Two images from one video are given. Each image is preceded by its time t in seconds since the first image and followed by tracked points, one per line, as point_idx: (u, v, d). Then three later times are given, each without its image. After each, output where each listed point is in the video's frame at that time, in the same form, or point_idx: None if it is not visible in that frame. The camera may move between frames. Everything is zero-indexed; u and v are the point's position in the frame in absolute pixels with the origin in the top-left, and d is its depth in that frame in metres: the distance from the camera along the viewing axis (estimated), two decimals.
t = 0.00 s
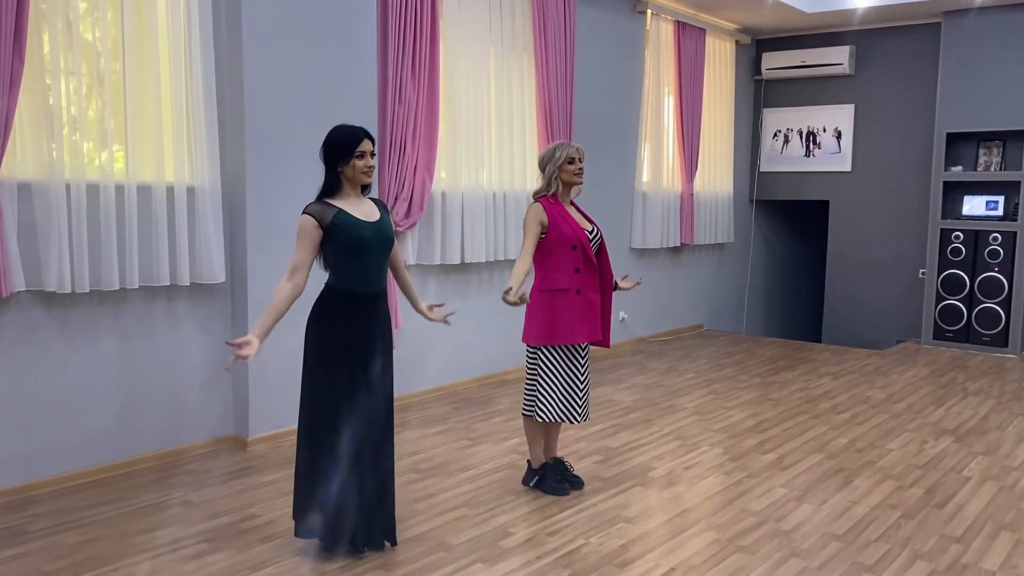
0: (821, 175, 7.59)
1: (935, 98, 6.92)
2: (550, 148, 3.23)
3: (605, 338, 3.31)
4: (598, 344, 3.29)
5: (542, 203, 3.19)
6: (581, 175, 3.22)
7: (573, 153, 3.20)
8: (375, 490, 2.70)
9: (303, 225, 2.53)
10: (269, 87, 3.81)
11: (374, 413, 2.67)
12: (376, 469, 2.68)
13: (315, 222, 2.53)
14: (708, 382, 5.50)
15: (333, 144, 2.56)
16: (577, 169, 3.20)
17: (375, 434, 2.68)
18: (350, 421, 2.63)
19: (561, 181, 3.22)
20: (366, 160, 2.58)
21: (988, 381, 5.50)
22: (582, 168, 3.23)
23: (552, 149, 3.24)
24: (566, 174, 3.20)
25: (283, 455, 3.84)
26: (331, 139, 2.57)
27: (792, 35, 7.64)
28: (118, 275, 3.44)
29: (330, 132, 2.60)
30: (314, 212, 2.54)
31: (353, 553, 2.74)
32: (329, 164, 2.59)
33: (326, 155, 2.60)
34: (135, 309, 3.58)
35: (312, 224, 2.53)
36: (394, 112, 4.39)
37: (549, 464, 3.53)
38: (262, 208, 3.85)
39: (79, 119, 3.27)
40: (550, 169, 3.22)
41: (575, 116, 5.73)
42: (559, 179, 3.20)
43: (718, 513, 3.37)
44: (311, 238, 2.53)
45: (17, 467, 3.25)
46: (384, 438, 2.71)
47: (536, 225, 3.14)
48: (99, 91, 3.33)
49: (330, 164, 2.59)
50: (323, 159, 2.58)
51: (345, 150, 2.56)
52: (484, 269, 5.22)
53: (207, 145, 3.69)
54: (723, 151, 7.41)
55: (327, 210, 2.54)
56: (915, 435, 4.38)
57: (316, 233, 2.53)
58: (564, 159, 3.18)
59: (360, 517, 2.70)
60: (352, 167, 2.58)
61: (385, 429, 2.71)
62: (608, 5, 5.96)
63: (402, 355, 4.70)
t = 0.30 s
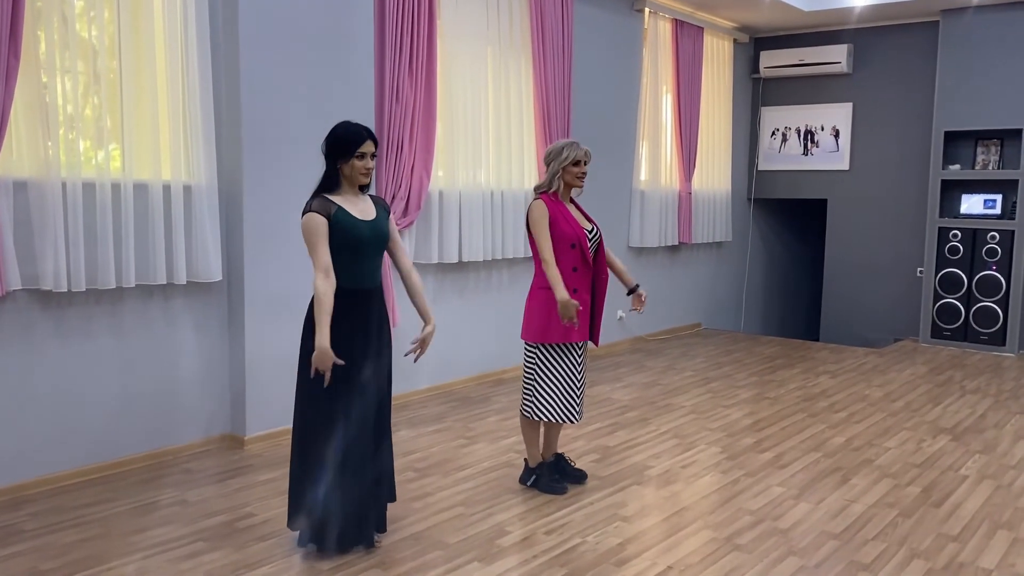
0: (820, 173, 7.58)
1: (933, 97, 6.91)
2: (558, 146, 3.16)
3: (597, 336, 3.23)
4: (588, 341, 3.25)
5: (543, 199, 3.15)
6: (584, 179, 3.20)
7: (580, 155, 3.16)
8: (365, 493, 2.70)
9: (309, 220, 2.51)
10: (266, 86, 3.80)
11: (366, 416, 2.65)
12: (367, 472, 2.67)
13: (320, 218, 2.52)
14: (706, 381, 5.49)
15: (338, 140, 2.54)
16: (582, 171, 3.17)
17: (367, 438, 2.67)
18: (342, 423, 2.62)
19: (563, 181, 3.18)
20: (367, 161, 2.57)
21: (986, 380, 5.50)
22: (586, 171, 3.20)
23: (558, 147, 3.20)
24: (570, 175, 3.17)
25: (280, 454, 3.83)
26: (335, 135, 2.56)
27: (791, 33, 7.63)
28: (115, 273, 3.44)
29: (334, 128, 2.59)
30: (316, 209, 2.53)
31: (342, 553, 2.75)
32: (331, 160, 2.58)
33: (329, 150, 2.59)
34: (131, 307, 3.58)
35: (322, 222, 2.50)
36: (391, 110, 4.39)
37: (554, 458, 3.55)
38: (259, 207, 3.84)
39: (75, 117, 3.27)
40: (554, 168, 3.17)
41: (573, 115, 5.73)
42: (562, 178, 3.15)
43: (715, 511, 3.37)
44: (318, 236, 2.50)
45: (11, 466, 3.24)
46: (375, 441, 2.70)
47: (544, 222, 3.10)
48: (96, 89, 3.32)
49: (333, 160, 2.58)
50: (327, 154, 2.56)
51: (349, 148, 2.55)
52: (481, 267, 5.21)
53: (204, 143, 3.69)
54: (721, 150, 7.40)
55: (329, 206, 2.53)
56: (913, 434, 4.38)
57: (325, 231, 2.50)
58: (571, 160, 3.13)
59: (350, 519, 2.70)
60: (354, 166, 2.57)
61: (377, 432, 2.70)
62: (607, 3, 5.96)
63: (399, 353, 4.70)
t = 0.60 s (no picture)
0: (815, 174, 7.59)
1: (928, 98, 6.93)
2: (576, 146, 3.15)
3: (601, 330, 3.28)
4: (594, 337, 3.32)
5: (552, 197, 3.17)
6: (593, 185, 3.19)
7: (596, 162, 3.13)
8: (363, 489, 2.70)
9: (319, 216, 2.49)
10: (262, 86, 3.80)
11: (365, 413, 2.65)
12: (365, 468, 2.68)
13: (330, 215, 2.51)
14: (702, 380, 5.50)
15: (350, 142, 2.53)
16: (593, 176, 3.15)
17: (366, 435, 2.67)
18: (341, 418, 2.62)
19: (573, 182, 3.19)
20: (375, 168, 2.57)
21: (981, 380, 5.51)
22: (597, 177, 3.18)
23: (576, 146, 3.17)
24: (580, 179, 3.17)
25: (276, 454, 3.83)
26: (347, 137, 2.54)
27: (787, 34, 7.64)
28: (110, 272, 3.43)
29: (345, 129, 2.57)
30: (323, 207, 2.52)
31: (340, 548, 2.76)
32: (340, 160, 2.57)
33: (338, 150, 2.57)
34: (127, 307, 3.57)
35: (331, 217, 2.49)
36: (388, 110, 4.38)
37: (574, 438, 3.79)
38: (255, 207, 3.84)
39: (71, 116, 3.26)
40: (566, 168, 3.16)
41: (569, 116, 5.73)
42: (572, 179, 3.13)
43: (711, 511, 3.37)
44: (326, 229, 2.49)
45: (7, 466, 3.24)
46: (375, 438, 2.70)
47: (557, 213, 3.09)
48: (91, 88, 3.31)
49: (342, 161, 2.57)
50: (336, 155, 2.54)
51: (360, 151, 2.54)
52: (478, 267, 5.21)
53: (199, 143, 3.68)
54: (717, 150, 7.41)
55: (336, 206, 2.53)
56: (908, 434, 4.39)
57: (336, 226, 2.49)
58: (584, 165, 3.11)
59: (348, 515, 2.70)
60: (362, 170, 2.57)
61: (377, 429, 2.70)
62: (603, 3, 5.96)
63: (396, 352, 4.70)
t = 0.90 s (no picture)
0: (809, 177, 7.62)
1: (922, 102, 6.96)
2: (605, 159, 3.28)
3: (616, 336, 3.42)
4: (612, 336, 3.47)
5: (573, 203, 3.35)
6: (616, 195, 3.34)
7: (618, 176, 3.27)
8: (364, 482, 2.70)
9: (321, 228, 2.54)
10: (256, 88, 3.80)
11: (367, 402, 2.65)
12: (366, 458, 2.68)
13: (334, 228, 2.56)
14: (696, 383, 5.51)
15: (370, 156, 2.55)
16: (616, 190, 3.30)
17: (367, 425, 2.66)
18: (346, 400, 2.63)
19: (597, 193, 3.34)
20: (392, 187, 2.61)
21: (974, 382, 5.53)
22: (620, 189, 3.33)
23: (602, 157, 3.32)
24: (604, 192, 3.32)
25: (270, 456, 3.82)
26: (368, 151, 2.57)
27: (781, 37, 7.66)
28: (105, 274, 3.42)
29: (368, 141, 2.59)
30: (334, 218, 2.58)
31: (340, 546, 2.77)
32: (359, 172, 2.61)
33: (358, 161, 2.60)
34: (121, 308, 3.56)
35: (334, 234, 2.55)
36: (383, 112, 4.38)
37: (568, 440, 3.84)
38: (252, 209, 3.83)
39: (66, 117, 3.26)
40: (591, 178, 3.31)
41: (564, 118, 5.74)
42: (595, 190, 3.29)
43: (705, 514, 3.38)
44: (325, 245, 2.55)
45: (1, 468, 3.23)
46: (380, 428, 2.69)
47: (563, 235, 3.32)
48: (86, 90, 3.30)
49: (361, 173, 2.60)
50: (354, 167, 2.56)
51: (379, 165, 2.57)
52: (472, 269, 5.20)
53: (194, 145, 3.68)
54: (712, 152, 7.43)
55: (348, 219, 2.58)
56: (902, 436, 4.40)
57: (336, 240, 2.55)
58: (609, 180, 3.27)
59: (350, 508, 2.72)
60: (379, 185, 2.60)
61: (379, 421, 2.68)
62: (597, 6, 5.97)
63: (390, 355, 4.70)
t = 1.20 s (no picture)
0: (803, 180, 7.64)
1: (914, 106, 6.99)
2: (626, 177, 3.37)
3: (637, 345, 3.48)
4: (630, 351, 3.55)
5: (592, 217, 3.42)
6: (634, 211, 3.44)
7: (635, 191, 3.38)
8: (367, 476, 2.76)
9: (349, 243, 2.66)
10: (251, 90, 3.79)
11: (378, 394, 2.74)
12: (373, 451, 2.75)
13: (360, 244, 2.66)
14: (690, 385, 5.52)
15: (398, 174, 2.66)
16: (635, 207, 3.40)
17: (374, 412, 2.74)
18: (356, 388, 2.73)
19: (617, 208, 3.42)
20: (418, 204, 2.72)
21: (967, 386, 5.56)
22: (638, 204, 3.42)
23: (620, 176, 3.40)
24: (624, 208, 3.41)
25: (264, 458, 3.82)
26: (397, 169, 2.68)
27: (775, 42, 7.68)
28: (98, 276, 3.41)
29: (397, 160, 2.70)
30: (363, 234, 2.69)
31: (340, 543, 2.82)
32: (387, 190, 2.71)
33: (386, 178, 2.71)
34: (115, 310, 3.55)
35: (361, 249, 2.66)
36: (378, 114, 4.39)
37: (560, 444, 3.86)
38: (245, 211, 3.83)
39: (59, 119, 3.25)
40: (611, 195, 3.39)
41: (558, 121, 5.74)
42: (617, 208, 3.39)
43: (699, 516, 3.38)
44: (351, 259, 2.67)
45: None
46: (388, 423, 2.76)
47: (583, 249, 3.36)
48: (79, 90, 3.31)
49: (389, 190, 2.70)
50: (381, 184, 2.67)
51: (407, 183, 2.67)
52: (466, 271, 5.20)
53: (189, 147, 3.67)
54: (706, 156, 7.45)
55: (377, 234, 2.69)
56: (895, 439, 4.42)
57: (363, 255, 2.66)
58: (629, 197, 3.37)
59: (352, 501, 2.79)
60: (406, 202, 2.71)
61: (386, 409, 2.76)
62: (591, 9, 5.98)
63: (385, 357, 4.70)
